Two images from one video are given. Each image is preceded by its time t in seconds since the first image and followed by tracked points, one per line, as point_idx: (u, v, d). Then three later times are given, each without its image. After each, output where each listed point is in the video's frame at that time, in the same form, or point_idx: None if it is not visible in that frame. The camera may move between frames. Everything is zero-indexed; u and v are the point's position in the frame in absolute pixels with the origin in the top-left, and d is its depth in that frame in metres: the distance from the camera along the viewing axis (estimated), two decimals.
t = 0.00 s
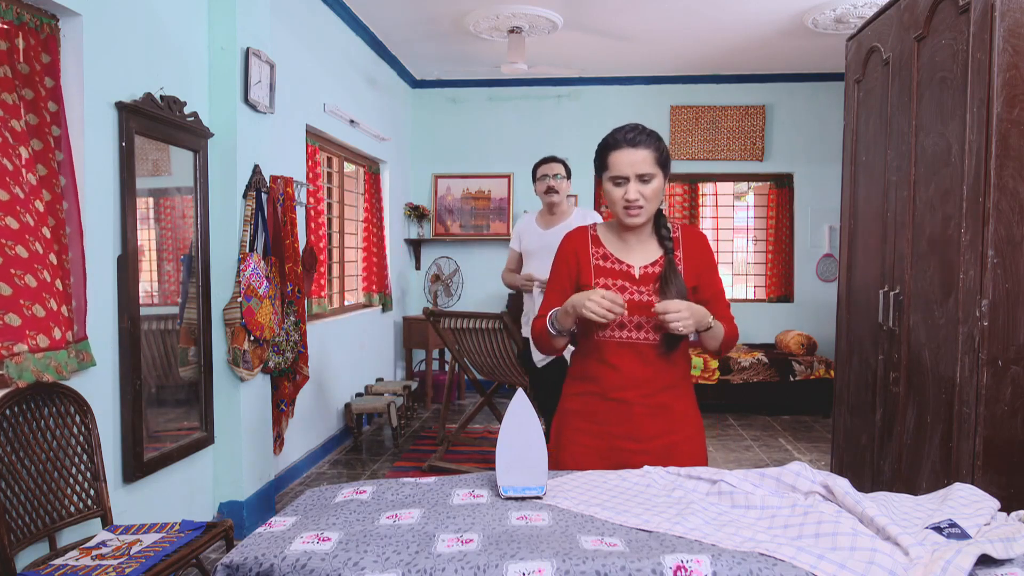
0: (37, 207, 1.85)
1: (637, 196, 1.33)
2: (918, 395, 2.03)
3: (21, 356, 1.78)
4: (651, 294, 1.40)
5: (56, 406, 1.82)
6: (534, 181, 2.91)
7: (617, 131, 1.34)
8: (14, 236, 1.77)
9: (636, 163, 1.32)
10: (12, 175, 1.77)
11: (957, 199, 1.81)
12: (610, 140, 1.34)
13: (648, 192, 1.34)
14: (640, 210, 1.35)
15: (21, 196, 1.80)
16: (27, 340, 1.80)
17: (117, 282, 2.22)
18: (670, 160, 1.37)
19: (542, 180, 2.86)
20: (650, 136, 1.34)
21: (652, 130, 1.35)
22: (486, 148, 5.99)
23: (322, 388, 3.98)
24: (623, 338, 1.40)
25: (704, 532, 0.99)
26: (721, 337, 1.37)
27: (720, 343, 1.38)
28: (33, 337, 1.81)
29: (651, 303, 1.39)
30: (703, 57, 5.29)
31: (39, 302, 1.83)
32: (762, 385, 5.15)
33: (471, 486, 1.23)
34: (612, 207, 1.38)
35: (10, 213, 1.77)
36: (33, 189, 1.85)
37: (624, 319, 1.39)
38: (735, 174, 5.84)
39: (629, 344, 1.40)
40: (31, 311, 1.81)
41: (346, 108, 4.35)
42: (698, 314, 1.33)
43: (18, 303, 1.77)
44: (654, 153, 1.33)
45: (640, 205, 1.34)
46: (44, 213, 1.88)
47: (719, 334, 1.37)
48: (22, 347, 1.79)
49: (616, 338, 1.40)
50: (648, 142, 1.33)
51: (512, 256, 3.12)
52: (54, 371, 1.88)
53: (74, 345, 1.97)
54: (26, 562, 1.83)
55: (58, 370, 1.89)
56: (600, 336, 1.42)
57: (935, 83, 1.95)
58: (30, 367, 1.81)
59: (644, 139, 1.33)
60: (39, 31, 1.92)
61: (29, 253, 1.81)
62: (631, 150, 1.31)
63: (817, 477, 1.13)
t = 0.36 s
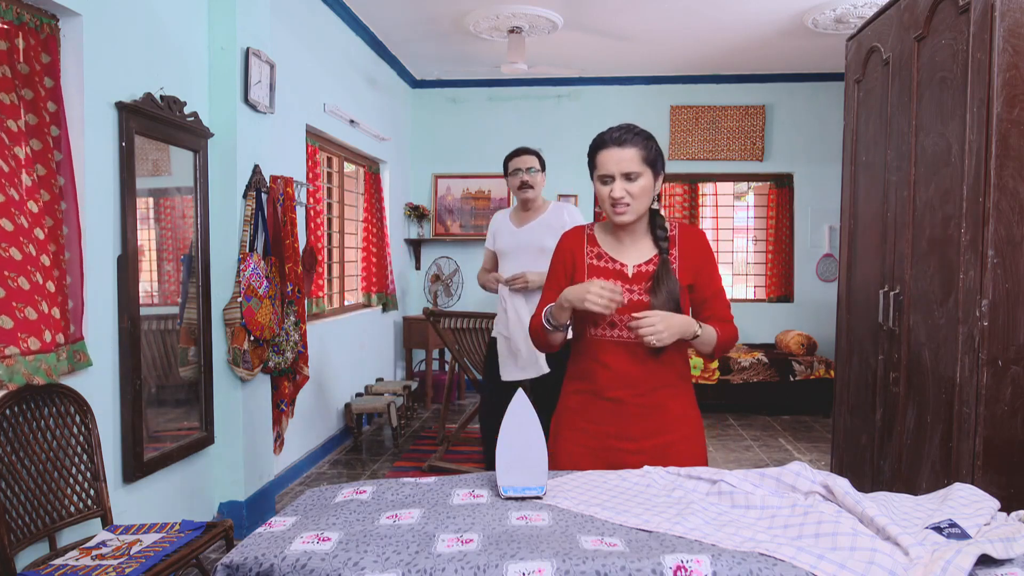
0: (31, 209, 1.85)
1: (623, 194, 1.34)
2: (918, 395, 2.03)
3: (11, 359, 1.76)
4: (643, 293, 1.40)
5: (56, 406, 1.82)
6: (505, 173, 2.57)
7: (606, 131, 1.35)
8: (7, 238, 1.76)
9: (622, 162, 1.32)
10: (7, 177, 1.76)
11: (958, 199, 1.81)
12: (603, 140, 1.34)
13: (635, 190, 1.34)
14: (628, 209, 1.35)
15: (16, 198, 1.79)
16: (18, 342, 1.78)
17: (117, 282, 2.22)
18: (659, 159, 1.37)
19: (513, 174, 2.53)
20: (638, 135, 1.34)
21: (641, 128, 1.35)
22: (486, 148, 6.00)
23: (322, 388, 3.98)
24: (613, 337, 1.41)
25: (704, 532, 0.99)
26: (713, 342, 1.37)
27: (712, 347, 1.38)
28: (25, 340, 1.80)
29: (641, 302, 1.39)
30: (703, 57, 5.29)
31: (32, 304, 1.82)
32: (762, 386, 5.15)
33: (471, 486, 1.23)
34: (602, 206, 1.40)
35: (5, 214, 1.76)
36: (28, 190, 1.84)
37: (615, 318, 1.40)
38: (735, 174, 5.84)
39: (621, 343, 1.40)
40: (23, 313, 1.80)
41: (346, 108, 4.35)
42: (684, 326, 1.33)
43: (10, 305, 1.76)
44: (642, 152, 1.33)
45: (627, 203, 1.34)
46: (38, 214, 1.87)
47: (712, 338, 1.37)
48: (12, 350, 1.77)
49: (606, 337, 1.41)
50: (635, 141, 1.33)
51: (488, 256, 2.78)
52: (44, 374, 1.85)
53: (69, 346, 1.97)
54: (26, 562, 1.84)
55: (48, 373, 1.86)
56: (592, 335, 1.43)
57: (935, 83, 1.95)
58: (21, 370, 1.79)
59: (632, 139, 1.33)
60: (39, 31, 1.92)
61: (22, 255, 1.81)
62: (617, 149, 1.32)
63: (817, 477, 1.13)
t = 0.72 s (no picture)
0: (22, 210, 1.80)
1: (621, 195, 1.34)
2: (917, 395, 2.03)
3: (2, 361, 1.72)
4: (648, 293, 1.40)
5: (56, 406, 1.82)
6: (453, 169, 2.33)
7: (608, 133, 1.36)
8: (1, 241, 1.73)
9: (621, 163, 1.33)
10: None
11: (958, 198, 1.81)
12: (607, 141, 1.35)
13: (634, 191, 1.34)
14: (629, 209, 1.36)
15: (9, 200, 1.76)
16: (9, 345, 1.73)
17: (117, 282, 2.22)
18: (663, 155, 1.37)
19: (465, 168, 2.29)
20: (639, 135, 1.34)
21: (643, 127, 1.35)
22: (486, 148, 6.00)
23: (322, 388, 3.98)
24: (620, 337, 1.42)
25: (704, 532, 0.99)
26: (716, 350, 1.36)
27: (718, 354, 1.36)
28: (16, 342, 1.75)
29: (645, 302, 1.40)
30: (703, 57, 5.29)
31: (23, 308, 1.78)
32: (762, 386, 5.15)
33: (471, 486, 1.23)
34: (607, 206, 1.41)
35: None
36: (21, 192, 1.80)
37: (620, 318, 1.42)
38: (735, 174, 5.84)
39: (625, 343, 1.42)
40: (15, 317, 1.76)
41: (346, 108, 4.35)
42: (671, 338, 1.33)
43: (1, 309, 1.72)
44: (641, 153, 1.33)
45: (626, 204, 1.35)
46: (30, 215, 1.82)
47: (714, 344, 1.36)
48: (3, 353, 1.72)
49: (610, 336, 1.44)
50: (635, 141, 1.33)
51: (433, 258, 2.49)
52: (33, 378, 1.79)
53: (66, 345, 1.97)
54: (26, 562, 1.84)
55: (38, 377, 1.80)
56: (599, 333, 1.46)
57: (935, 83, 1.95)
58: (11, 372, 1.74)
59: (631, 138, 1.33)
60: (39, 31, 1.92)
61: (16, 258, 1.77)
62: (616, 150, 1.33)
63: (817, 477, 1.13)
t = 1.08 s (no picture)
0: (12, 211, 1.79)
1: (623, 198, 1.35)
2: (917, 395, 2.03)
3: None
4: (653, 294, 1.40)
5: (56, 406, 1.82)
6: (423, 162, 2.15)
7: (608, 135, 1.36)
8: None
9: (621, 165, 1.33)
10: None
11: (958, 199, 1.81)
12: (607, 143, 1.35)
13: (636, 193, 1.34)
14: (632, 211, 1.36)
15: None
16: None
17: (117, 282, 2.22)
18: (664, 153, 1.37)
19: (437, 161, 2.11)
20: (639, 136, 1.33)
21: (644, 126, 1.35)
22: (486, 148, 6.00)
23: (322, 388, 3.98)
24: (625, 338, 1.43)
25: (704, 532, 0.99)
26: (721, 352, 1.36)
27: (724, 356, 1.36)
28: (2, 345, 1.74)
29: (650, 303, 1.40)
30: (703, 57, 5.28)
31: (12, 311, 1.77)
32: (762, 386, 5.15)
33: (471, 486, 1.23)
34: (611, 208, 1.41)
35: None
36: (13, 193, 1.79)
37: (625, 318, 1.42)
38: (735, 174, 5.84)
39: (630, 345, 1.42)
40: (3, 320, 1.75)
41: (346, 108, 4.35)
42: (673, 342, 1.33)
43: None
44: (641, 155, 1.32)
45: (629, 207, 1.35)
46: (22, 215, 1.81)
47: (719, 347, 1.35)
48: None
49: (615, 337, 1.44)
50: (635, 142, 1.33)
51: (396, 253, 2.26)
52: (19, 381, 1.79)
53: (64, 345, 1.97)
54: (26, 562, 1.84)
55: (24, 380, 1.80)
56: (604, 334, 1.47)
57: (935, 83, 1.95)
58: None
59: (631, 140, 1.33)
60: (39, 31, 1.92)
61: (7, 261, 1.77)
62: (616, 153, 1.33)
63: (817, 477, 1.13)
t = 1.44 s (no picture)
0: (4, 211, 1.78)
1: (621, 197, 1.34)
2: (918, 395, 2.03)
3: None
4: (647, 292, 1.40)
5: (56, 406, 1.82)
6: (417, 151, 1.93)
7: (605, 133, 1.36)
8: None
9: (620, 164, 1.33)
10: None
11: (958, 199, 1.81)
12: (606, 140, 1.35)
13: (634, 192, 1.34)
14: (629, 210, 1.36)
15: None
16: None
17: (117, 282, 2.22)
18: (662, 155, 1.37)
19: (435, 153, 1.89)
20: (637, 135, 1.34)
21: (643, 126, 1.35)
22: (485, 148, 6.00)
23: (322, 388, 3.98)
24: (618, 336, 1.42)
25: (704, 532, 0.99)
26: (714, 349, 1.35)
27: (717, 354, 1.36)
28: None
29: (646, 301, 1.39)
30: (703, 57, 5.28)
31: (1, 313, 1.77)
32: (762, 386, 5.14)
33: (471, 486, 1.23)
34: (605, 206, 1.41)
35: None
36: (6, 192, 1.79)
37: (619, 317, 1.41)
38: (735, 174, 5.84)
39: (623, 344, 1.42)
40: None
41: (346, 108, 4.35)
42: (672, 338, 1.32)
43: None
44: (640, 153, 1.33)
45: (626, 206, 1.35)
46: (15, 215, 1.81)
47: (712, 345, 1.35)
48: None
49: (609, 335, 1.43)
50: (634, 141, 1.33)
51: (378, 248, 2.05)
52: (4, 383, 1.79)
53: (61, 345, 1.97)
54: (26, 562, 1.84)
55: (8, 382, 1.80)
56: (597, 333, 1.45)
57: (935, 84, 1.95)
58: None
59: (630, 139, 1.33)
60: (39, 31, 1.92)
61: None
62: (615, 152, 1.33)
63: (817, 477, 1.13)
